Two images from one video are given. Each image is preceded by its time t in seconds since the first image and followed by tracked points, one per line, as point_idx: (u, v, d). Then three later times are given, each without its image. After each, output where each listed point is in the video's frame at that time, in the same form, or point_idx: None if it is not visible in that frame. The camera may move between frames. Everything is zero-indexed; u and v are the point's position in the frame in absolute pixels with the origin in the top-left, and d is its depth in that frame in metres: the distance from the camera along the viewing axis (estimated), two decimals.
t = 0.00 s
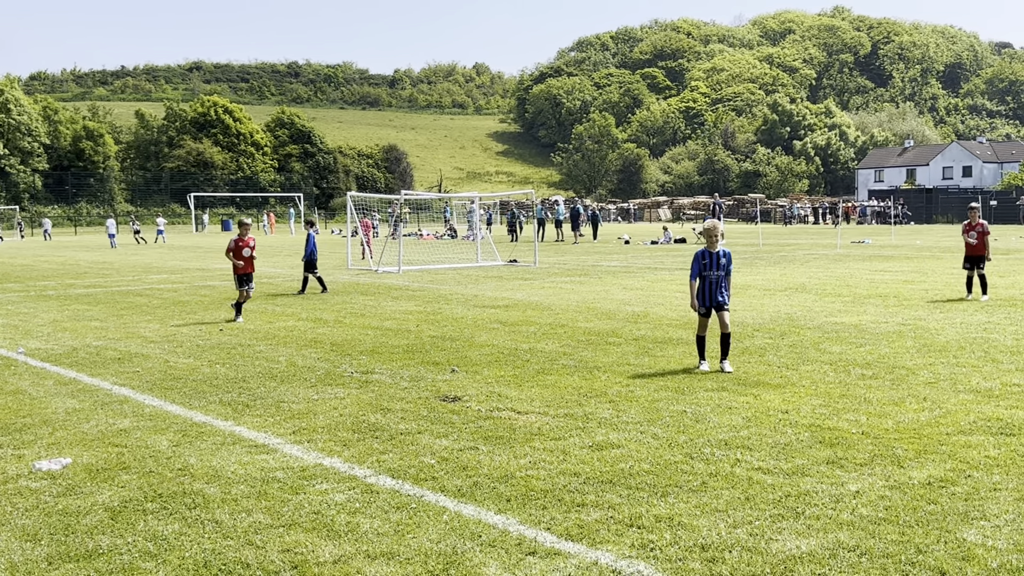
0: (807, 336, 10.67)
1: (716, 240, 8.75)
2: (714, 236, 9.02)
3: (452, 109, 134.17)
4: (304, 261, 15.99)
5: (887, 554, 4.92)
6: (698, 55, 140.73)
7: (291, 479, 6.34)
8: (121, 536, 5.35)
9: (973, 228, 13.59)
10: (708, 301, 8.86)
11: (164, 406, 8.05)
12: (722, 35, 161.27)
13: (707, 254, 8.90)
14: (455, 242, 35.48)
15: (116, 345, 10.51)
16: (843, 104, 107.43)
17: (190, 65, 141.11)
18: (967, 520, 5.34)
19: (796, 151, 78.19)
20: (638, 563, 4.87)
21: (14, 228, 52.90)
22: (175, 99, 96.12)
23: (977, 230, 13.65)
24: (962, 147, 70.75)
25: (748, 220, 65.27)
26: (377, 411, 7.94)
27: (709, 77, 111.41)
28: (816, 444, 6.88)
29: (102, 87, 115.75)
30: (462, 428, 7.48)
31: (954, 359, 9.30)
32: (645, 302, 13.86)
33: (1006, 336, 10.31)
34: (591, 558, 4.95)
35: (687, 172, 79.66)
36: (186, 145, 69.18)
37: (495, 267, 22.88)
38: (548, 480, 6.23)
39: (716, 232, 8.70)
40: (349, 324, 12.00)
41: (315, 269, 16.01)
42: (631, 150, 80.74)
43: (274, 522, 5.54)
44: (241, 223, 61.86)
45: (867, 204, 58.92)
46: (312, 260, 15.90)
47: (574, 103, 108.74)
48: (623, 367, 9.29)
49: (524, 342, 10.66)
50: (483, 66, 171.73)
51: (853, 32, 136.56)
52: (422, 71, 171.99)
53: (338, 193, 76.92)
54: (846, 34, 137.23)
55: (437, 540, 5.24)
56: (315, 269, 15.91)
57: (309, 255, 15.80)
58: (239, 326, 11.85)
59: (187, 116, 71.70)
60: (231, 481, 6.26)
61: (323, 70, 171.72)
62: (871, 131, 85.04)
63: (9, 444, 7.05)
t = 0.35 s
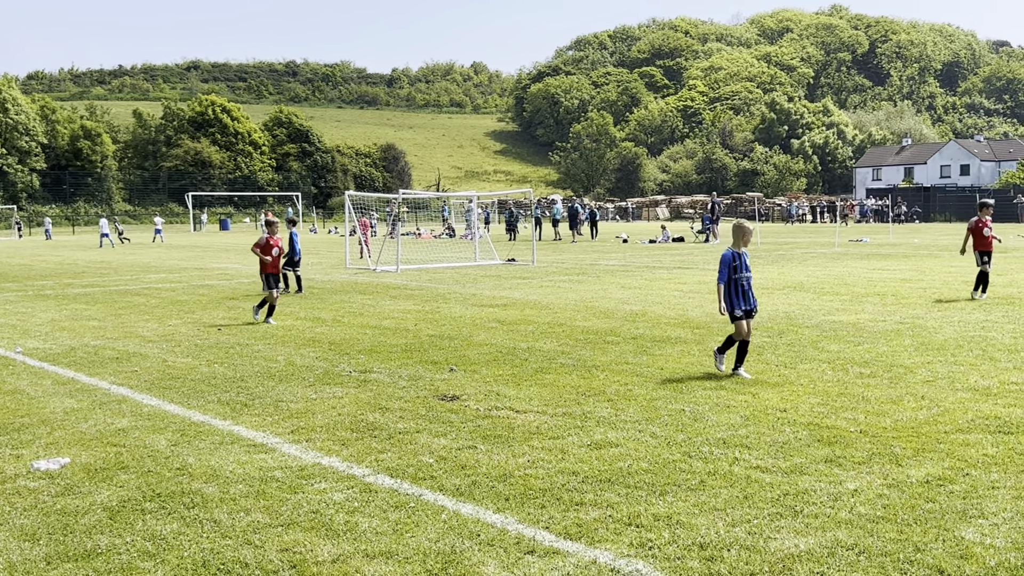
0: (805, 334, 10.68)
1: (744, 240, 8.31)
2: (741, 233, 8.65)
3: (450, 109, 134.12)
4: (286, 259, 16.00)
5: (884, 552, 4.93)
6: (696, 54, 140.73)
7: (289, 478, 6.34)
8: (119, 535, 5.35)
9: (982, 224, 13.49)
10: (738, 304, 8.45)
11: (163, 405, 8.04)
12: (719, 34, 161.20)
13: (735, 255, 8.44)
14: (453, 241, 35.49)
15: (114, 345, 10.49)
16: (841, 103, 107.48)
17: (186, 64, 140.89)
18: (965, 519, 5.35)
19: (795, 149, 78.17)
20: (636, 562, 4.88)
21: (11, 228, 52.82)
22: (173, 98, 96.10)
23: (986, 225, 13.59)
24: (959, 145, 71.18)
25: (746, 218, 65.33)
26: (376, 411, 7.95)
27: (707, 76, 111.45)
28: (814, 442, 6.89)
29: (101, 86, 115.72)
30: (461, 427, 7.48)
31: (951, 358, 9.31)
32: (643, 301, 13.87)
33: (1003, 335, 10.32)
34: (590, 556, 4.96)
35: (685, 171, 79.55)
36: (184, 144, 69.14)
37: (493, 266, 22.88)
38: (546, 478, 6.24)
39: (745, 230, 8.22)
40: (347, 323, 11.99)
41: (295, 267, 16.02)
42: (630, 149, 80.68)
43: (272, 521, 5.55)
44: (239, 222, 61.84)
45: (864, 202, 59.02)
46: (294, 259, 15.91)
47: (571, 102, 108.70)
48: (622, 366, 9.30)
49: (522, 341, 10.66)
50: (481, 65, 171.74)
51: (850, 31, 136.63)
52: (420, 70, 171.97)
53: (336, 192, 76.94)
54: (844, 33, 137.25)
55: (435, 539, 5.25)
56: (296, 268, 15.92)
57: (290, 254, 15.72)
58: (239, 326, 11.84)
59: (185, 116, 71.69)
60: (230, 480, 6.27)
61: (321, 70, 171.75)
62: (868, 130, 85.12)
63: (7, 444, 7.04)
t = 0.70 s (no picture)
0: (803, 332, 10.68)
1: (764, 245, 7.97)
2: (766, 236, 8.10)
3: (447, 107, 133.97)
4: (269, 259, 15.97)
5: (882, 550, 4.93)
6: (693, 52, 140.66)
7: (287, 476, 6.34)
8: (116, 535, 5.33)
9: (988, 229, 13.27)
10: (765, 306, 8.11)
11: (159, 405, 8.03)
12: (716, 32, 161.16)
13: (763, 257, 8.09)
14: (451, 240, 35.48)
15: (111, 345, 10.47)
16: (838, 100, 107.47)
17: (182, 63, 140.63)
18: (961, 516, 5.36)
19: (792, 147, 78.14)
20: (633, 560, 4.88)
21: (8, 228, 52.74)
22: (170, 97, 95.99)
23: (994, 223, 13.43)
24: (956, 143, 70.73)
25: (743, 217, 65.30)
26: (373, 409, 7.95)
27: (704, 74, 111.42)
28: (811, 441, 6.89)
29: (97, 85, 115.58)
30: (458, 425, 7.49)
31: (948, 355, 9.32)
32: (641, 299, 13.88)
33: (1000, 333, 10.34)
34: (587, 555, 4.96)
35: (683, 170, 79.53)
36: (181, 143, 69.03)
37: (491, 265, 22.88)
38: (543, 476, 6.24)
39: (768, 229, 7.94)
40: (344, 322, 11.98)
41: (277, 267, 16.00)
42: (627, 148, 80.56)
43: (270, 520, 5.54)
44: (236, 221, 61.75)
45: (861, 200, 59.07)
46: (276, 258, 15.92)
47: (569, 101, 108.58)
48: (619, 364, 9.31)
49: (519, 339, 10.63)
50: (478, 64, 171.60)
51: (848, 29, 136.50)
52: (418, 69, 171.96)
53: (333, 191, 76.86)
54: (841, 31, 137.14)
55: (432, 538, 5.24)
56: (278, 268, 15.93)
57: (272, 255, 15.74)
58: (235, 325, 11.83)
59: (182, 114, 71.54)
60: (227, 480, 6.26)
61: (319, 68, 171.62)
62: (865, 128, 85.16)
63: (3, 444, 7.02)
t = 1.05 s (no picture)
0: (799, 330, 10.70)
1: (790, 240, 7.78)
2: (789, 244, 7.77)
3: (444, 105, 133.86)
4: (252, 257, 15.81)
5: (878, 548, 4.94)
6: (690, 50, 140.66)
7: (283, 475, 6.34)
8: (113, 533, 5.33)
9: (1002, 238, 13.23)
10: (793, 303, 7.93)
11: (157, 403, 8.03)
12: (712, 30, 161.14)
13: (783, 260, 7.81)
14: (448, 238, 35.45)
15: (107, 343, 10.46)
16: (834, 98, 107.60)
17: (178, 61, 140.45)
18: (958, 513, 5.36)
19: (788, 146, 78.14)
20: (630, 558, 4.88)
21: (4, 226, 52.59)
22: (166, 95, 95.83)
23: (1014, 223, 13.54)
24: (953, 141, 71.25)
25: (740, 215, 65.34)
26: (370, 407, 7.94)
27: (701, 72, 111.46)
28: (808, 438, 6.90)
29: (93, 83, 115.37)
30: (455, 424, 7.48)
31: (944, 353, 9.34)
32: (638, 297, 13.87)
33: (996, 330, 10.35)
34: (584, 553, 4.96)
35: (680, 168, 79.54)
36: (178, 141, 68.89)
37: (488, 263, 22.84)
38: (541, 474, 6.24)
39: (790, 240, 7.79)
40: (342, 320, 11.97)
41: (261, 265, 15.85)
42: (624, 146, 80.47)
43: (267, 518, 5.54)
44: (233, 219, 61.66)
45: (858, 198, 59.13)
46: (259, 255, 15.77)
47: (566, 99, 108.56)
48: (616, 362, 9.32)
49: (516, 338, 10.62)
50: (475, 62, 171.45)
51: (844, 26, 136.51)
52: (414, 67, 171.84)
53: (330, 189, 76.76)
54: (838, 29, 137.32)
55: (430, 536, 5.24)
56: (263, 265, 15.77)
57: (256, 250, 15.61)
58: (232, 323, 11.82)
59: (178, 112, 71.38)
60: (224, 478, 6.25)
61: (315, 66, 171.32)
62: (862, 126, 85.26)
63: None
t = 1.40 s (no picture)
0: (794, 328, 10.72)
1: (814, 234, 7.90)
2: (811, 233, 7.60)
3: (440, 103, 133.78)
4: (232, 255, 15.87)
5: (874, 544, 4.95)
6: (685, 48, 140.89)
7: (279, 472, 6.34)
8: (109, 531, 5.32)
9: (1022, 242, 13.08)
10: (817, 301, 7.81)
11: (152, 401, 8.02)
12: (708, 28, 161.19)
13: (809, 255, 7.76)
14: (443, 236, 35.47)
15: (102, 341, 10.45)
16: (830, 96, 107.77)
17: (173, 59, 140.33)
18: (953, 511, 5.37)
19: (784, 143, 78.22)
20: (626, 555, 4.88)
21: None
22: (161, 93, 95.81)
23: None
24: (949, 139, 71.26)
25: (736, 213, 65.46)
26: (366, 406, 7.94)
27: (696, 70, 111.57)
28: (803, 436, 6.91)
29: (88, 81, 115.39)
30: (451, 421, 7.49)
31: (939, 351, 9.35)
32: (633, 295, 13.86)
33: (991, 328, 10.37)
34: (580, 550, 4.96)
35: (675, 166, 79.62)
36: (173, 139, 68.88)
37: (483, 262, 22.84)
38: (536, 473, 6.24)
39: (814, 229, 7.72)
40: (337, 318, 11.96)
41: (239, 264, 15.90)
42: (620, 143, 80.44)
43: (262, 517, 5.53)
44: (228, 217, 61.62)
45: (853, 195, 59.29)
46: (238, 254, 15.82)
47: (561, 97, 108.63)
48: (611, 359, 9.34)
49: (511, 336, 10.62)
50: (470, 60, 171.58)
51: (840, 24, 136.62)
52: (410, 65, 171.86)
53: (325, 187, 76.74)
54: (833, 27, 137.46)
55: (425, 534, 5.25)
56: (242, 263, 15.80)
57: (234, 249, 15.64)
58: (227, 321, 11.81)
59: (173, 110, 71.44)
60: (219, 477, 6.25)
61: (311, 64, 171.32)
62: (857, 124, 85.43)
63: None
